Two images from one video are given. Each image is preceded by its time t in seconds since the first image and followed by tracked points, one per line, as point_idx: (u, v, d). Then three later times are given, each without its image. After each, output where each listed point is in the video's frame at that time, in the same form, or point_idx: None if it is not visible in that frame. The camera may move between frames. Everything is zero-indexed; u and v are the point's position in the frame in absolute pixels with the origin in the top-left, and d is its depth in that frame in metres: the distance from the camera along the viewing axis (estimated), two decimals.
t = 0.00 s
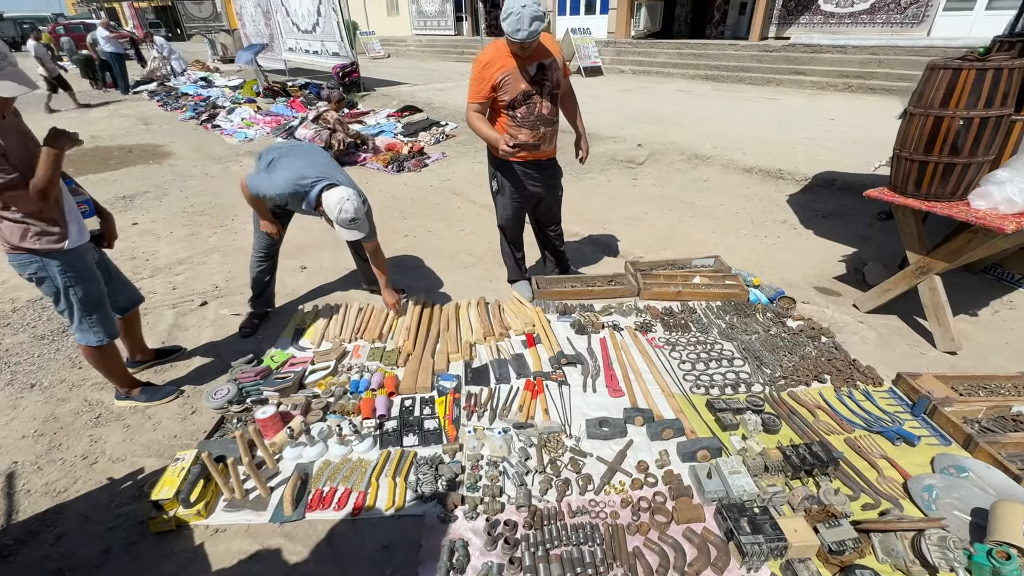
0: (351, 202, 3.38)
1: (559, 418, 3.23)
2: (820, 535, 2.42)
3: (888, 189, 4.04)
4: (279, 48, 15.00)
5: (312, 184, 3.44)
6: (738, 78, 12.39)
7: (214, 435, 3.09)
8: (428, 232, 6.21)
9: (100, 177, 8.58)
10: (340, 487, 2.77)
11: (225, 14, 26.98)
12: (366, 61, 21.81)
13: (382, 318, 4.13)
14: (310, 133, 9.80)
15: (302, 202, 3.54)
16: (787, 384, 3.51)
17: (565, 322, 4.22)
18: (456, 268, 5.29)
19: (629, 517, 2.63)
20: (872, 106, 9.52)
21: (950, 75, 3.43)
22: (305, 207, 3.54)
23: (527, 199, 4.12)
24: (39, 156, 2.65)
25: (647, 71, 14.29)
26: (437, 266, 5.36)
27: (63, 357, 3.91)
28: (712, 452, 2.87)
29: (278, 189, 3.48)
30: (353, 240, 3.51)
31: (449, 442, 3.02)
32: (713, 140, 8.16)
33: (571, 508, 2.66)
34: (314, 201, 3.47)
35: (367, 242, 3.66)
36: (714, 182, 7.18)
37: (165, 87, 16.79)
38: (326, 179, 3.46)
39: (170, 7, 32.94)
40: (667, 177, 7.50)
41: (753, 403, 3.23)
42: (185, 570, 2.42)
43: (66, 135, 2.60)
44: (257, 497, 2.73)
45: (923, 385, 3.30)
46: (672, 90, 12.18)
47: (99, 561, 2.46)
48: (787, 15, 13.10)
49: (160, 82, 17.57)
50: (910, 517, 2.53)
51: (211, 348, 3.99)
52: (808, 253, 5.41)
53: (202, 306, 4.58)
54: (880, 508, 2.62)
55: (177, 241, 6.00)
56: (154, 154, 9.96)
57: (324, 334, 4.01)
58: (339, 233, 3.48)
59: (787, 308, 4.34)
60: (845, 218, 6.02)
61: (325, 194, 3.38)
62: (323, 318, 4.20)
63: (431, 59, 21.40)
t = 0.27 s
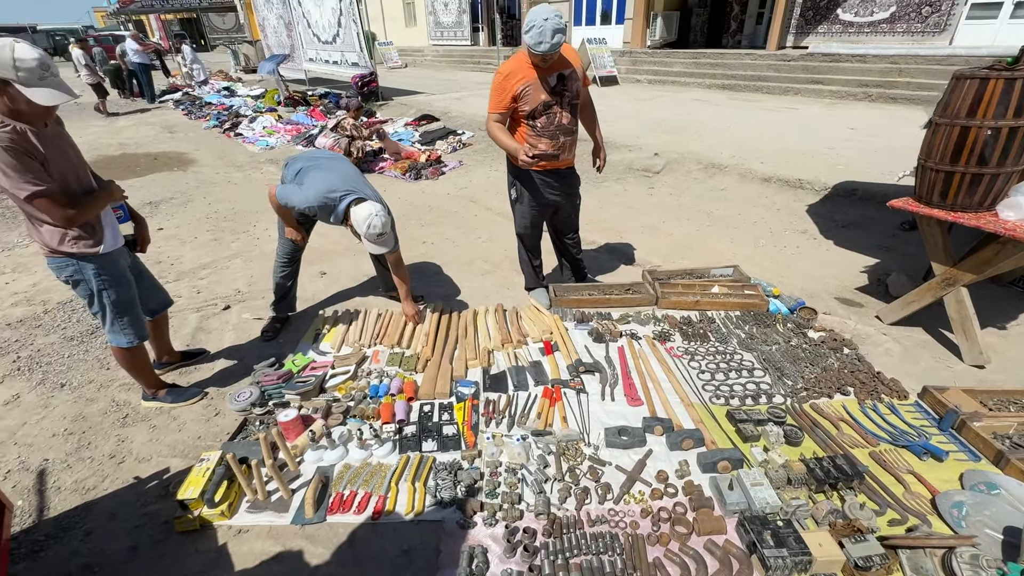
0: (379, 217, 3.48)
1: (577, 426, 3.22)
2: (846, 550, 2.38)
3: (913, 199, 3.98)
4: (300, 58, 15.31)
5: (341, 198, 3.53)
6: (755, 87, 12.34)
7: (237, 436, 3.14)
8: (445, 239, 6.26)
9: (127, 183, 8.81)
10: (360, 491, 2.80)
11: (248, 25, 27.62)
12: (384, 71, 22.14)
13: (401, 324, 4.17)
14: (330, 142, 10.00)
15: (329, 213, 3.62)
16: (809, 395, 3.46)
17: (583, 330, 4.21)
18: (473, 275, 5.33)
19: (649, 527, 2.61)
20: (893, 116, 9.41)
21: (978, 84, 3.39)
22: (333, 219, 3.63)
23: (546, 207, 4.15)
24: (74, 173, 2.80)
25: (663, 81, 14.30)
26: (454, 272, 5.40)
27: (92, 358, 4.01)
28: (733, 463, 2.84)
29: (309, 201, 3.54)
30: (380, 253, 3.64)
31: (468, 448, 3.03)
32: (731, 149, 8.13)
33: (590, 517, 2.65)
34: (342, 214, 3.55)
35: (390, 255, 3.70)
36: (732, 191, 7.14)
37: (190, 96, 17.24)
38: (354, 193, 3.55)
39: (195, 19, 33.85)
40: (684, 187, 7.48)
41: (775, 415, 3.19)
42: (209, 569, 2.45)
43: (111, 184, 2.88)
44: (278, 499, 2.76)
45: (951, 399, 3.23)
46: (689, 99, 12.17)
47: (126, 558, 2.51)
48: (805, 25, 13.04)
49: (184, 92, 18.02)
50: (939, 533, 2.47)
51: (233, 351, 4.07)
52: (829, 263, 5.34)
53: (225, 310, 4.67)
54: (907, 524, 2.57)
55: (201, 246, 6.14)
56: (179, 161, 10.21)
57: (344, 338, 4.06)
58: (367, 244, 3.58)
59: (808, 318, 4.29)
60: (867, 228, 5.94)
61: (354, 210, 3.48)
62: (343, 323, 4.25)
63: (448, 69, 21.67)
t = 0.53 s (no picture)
0: (394, 225, 3.56)
1: (585, 433, 3.23)
2: (855, 560, 2.37)
3: (922, 207, 3.98)
4: (310, 65, 15.49)
5: (354, 206, 3.60)
6: (763, 93, 12.34)
7: (248, 441, 3.18)
8: (453, 245, 6.30)
9: (140, 189, 8.94)
10: (369, 496, 2.82)
11: (259, 33, 27.99)
12: (392, 78, 22.34)
13: (410, 330, 4.20)
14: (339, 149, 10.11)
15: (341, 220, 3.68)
16: (818, 404, 3.45)
17: (590, 337, 4.23)
18: (481, 281, 5.36)
19: (657, 536, 2.61)
20: (902, 123, 9.38)
21: (987, 93, 3.38)
22: (346, 227, 3.70)
23: (554, 215, 4.17)
24: (95, 184, 2.87)
25: (671, 87, 14.34)
26: (462, 279, 5.44)
27: (105, 362, 4.07)
28: (741, 472, 2.84)
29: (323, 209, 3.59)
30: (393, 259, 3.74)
31: (476, 454, 3.05)
32: (738, 156, 8.13)
33: (598, 525, 2.65)
34: (356, 222, 3.62)
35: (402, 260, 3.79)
36: (739, 198, 7.14)
37: (202, 103, 17.48)
38: (367, 201, 3.61)
39: (206, 27, 34.35)
40: (691, 193, 7.49)
41: (783, 423, 3.19)
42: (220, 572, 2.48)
43: (133, 198, 2.97)
44: (289, 503, 2.79)
45: (962, 409, 3.21)
46: (696, 105, 12.19)
47: (139, 561, 2.54)
48: (813, 32, 13.03)
49: (196, 99, 18.27)
50: (951, 545, 2.45)
51: (244, 356, 4.11)
52: (838, 271, 5.32)
53: (236, 315, 4.73)
54: (918, 535, 2.55)
55: (212, 251, 6.22)
56: (191, 167, 10.35)
57: (353, 344, 4.09)
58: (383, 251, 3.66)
59: (817, 326, 4.27)
60: (876, 235, 5.91)
61: (369, 218, 3.55)
62: (352, 329, 4.28)
63: (455, 76, 21.83)
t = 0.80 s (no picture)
0: (383, 224, 3.54)
1: (572, 432, 3.23)
2: (838, 552, 2.40)
3: (897, 203, 4.06)
4: (291, 66, 15.31)
5: (341, 207, 3.57)
6: (743, 92, 12.50)
7: (230, 448, 3.13)
8: (438, 246, 6.27)
9: (116, 193, 8.75)
10: (354, 501, 2.79)
11: (238, 33, 27.60)
12: (375, 79, 22.18)
13: (395, 332, 4.16)
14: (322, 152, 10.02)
15: (327, 222, 3.63)
16: (800, 398, 3.50)
17: (576, 336, 4.24)
18: (467, 282, 5.35)
19: (644, 533, 2.62)
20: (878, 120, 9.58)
21: (957, 91, 3.47)
22: (332, 228, 3.66)
23: (538, 215, 4.17)
24: (65, 190, 2.78)
25: (653, 87, 14.45)
26: (447, 280, 5.41)
27: (81, 371, 3.97)
28: (726, 467, 2.87)
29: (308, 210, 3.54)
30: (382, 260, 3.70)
31: (463, 456, 3.03)
32: (720, 155, 8.23)
33: (585, 524, 2.66)
34: (343, 223, 3.58)
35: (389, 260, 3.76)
36: (722, 196, 7.22)
37: (180, 105, 17.17)
38: (354, 203, 3.59)
39: (184, 28, 33.77)
40: (674, 192, 7.55)
41: (767, 418, 3.23)
42: None
43: (107, 206, 2.91)
44: (273, 511, 2.74)
45: (938, 400, 3.29)
46: (678, 105, 12.31)
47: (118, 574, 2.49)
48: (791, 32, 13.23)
49: (174, 101, 17.94)
50: (930, 533, 2.50)
51: (226, 362, 4.04)
52: (818, 267, 5.41)
53: (217, 320, 4.65)
54: (898, 524, 2.60)
55: (192, 256, 6.11)
56: (169, 170, 10.16)
57: (337, 347, 4.05)
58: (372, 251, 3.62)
59: (799, 321, 4.34)
60: (854, 231, 6.02)
61: (357, 219, 3.52)
62: (337, 332, 4.24)
63: (439, 76, 21.75)
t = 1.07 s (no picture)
0: (351, 220, 3.46)
1: (544, 429, 3.23)
2: (804, 533, 2.46)
3: (852, 193, 4.19)
4: (250, 64, 14.83)
5: (305, 206, 3.47)
6: (706, 87, 12.74)
7: (191, 462, 3.01)
8: (407, 246, 6.18)
9: (63, 198, 8.30)
10: (324, 510, 2.71)
11: (192, 29, 26.60)
12: (339, 76, 21.71)
13: (363, 335, 4.07)
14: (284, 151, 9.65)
15: (291, 222, 3.52)
16: (766, 385, 3.58)
17: (547, 332, 4.23)
18: (436, 281, 5.28)
19: (618, 526, 2.64)
20: (834, 113, 9.90)
21: (904, 84, 3.60)
22: (296, 228, 3.55)
23: (505, 211, 4.14)
24: None
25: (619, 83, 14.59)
26: (417, 280, 5.33)
27: (27, 387, 3.75)
28: (696, 456, 2.91)
29: (270, 210, 3.41)
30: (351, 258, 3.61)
31: (435, 458, 2.99)
32: (685, 149, 8.36)
33: (560, 520, 2.66)
34: (308, 221, 3.48)
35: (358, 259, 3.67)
36: (687, 189, 7.34)
37: (132, 105, 16.44)
38: (319, 201, 3.50)
39: (135, 24, 32.35)
40: (641, 186, 7.64)
41: (734, 406, 3.29)
42: None
43: (47, 213, 2.72)
44: (237, 525, 2.64)
45: (894, 382, 3.41)
46: (644, 100, 12.45)
47: None
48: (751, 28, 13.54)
49: (125, 101, 17.16)
50: (889, 511, 2.59)
51: (185, 372, 3.88)
52: (781, 256, 5.56)
53: (175, 329, 4.46)
54: (860, 503, 2.68)
55: (147, 263, 5.85)
56: (121, 174, 9.71)
57: (303, 353, 3.94)
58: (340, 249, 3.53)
59: (763, 310, 4.44)
60: (814, 221, 6.21)
61: (322, 217, 3.43)
62: (303, 337, 4.12)
63: (404, 73, 21.44)
